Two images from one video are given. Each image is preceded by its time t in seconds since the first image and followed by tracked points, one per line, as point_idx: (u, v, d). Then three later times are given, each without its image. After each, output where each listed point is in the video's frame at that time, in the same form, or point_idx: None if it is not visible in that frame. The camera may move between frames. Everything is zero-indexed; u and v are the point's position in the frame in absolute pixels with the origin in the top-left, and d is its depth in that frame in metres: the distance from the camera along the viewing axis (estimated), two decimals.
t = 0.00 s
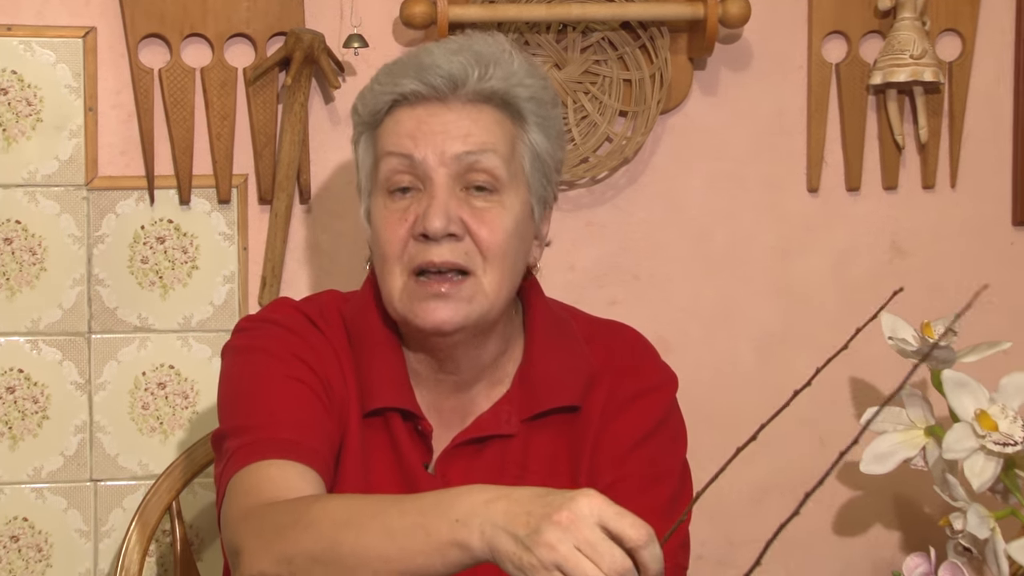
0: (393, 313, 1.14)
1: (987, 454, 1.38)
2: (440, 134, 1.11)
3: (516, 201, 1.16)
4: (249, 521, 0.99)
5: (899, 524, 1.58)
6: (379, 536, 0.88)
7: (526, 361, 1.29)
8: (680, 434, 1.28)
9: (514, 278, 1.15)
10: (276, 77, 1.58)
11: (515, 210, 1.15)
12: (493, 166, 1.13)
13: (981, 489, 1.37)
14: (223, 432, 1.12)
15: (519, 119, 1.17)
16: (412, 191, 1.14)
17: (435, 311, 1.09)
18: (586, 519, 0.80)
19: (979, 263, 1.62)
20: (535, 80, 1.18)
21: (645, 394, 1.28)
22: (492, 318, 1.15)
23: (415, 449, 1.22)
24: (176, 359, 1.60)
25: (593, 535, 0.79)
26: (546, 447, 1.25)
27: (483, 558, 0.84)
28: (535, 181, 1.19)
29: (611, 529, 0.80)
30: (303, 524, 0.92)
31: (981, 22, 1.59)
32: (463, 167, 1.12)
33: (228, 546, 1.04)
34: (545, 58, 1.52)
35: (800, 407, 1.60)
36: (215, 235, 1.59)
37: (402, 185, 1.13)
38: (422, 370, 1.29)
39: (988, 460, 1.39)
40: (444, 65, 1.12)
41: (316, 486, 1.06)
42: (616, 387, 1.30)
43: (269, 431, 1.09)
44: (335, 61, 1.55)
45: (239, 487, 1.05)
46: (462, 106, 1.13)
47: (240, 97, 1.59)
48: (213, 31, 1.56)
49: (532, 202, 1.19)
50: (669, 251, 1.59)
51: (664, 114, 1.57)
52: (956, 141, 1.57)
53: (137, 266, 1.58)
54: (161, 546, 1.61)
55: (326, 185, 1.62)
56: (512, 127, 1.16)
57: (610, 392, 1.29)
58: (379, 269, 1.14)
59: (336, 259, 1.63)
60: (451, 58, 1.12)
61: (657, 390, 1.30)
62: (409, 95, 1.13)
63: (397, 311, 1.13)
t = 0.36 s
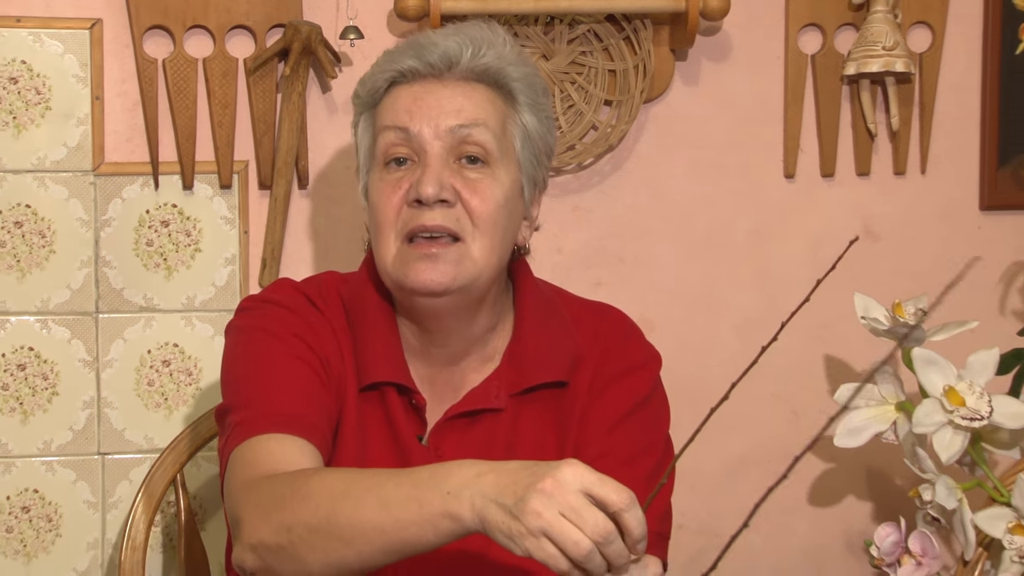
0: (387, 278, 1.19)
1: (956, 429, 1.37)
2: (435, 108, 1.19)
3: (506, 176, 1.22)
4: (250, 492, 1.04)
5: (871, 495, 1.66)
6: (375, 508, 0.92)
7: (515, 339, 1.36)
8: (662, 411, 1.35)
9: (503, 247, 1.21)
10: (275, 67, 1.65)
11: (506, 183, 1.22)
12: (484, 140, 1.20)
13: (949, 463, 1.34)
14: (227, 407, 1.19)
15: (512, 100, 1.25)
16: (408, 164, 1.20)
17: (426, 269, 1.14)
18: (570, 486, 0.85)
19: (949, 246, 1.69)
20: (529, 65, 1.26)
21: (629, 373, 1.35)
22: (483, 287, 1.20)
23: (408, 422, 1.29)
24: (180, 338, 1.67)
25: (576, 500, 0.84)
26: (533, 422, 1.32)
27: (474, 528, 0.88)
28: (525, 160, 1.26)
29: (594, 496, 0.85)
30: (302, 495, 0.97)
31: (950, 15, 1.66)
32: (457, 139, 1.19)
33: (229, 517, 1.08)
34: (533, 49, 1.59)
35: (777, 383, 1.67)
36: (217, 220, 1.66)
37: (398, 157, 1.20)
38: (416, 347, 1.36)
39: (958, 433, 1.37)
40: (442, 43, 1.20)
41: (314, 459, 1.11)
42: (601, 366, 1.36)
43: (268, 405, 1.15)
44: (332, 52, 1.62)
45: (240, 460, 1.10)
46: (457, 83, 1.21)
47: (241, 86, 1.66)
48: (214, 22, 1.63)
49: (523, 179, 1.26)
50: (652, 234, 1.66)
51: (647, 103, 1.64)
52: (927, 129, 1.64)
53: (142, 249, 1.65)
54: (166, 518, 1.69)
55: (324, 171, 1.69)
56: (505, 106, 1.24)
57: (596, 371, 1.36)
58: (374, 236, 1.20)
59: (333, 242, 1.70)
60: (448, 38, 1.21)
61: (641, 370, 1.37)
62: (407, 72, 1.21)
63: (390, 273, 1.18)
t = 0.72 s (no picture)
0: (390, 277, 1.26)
1: (925, 411, 1.55)
2: (434, 113, 1.25)
3: (500, 175, 1.29)
4: (248, 470, 1.09)
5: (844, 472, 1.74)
6: (364, 484, 0.98)
7: (504, 325, 1.43)
8: (645, 394, 1.43)
9: (498, 245, 1.29)
10: (276, 64, 1.72)
11: (501, 183, 1.29)
12: (480, 143, 1.26)
13: (919, 441, 1.53)
14: (229, 390, 1.24)
15: (505, 101, 1.31)
16: (408, 167, 1.26)
17: (429, 270, 1.22)
18: (547, 470, 0.89)
19: (920, 235, 1.77)
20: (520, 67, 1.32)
21: (613, 356, 1.43)
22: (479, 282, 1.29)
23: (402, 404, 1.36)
24: (185, 323, 1.74)
25: (554, 484, 0.89)
26: (522, 404, 1.40)
27: (456, 506, 0.93)
28: (517, 157, 1.33)
29: (571, 480, 0.89)
30: (297, 472, 1.02)
31: (921, 14, 1.74)
32: (455, 143, 1.25)
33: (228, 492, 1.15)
34: (523, 47, 1.66)
35: (755, 367, 1.75)
36: (220, 210, 1.74)
37: (398, 159, 1.26)
38: (410, 335, 1.42)
39: (927, 415, 1.56)
40: (440, 48, 1.25)
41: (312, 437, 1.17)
42: (587, 350, 1.44)
43: (268, 385, 1.21)
44: (330, 49, 1.69)
45: (238, 438, 1.15)
46: (454, 87, 1.26)
47: (243, 82, 1.73)
48: (217, 21, 1.70)
49: (513, 177, 1.33)
50: (636, 224, 1.74)
51: (632, 99, 1.72)
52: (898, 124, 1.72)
53: (148, 238, 1.72)
54: (171, 495, 1.77)
55: (322, 164, 1.76)
56: (498, 108, 1.30)
57: (582, 354, 1.43)
58: (376, 236, 1.27)
59: (331, 232, 1.77)
60: (445, 43, 1.26)
61: (624, 352, 1.44)
62: (405, 75, 1.26)
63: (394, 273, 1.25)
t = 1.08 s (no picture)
0: (405, 294, 1.33)
1: (909, 394, 1.59)
2: (445, 145, 1.25)
3: (507, 189, 1.32)
4: (250, 446, 1.12)
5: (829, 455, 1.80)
6: (360, 460, 1.00)
7: (500, 311, 1.47)
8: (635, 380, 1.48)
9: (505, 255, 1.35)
10: (278, 57, 1.77)
11: (507, 198, 1.32)
12: (490, 167, 1.28)
13: (903, 425, 1.57)
14: (232, 370, 1.27)
15: (509, 113, 1.31)
16: (419, 192, 1.28)
17: (448, 299, 1.30)
18: (544, 461, 0.89)
19: (903, 225, 1.83)
20: (520, 76, 1.31)
21: (606, 343, 1.48)
22: (489, 292, 1.36)
23: (400, 387, 1.40)
24: (189, 310, 1.79)
25: (549, 477, 0.89)
26: (517, 389, 1.45)
27: (446, 483, 0.95)
28: (518, 162, 1.36)
29: (565, 471, 0.89)
30: (296, 448, 1.05)
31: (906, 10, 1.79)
32: (466, 171, 1.27)
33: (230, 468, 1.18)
34: (518, 42, 1.70)
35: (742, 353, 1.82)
36: (224, 200, 1.78)
37: (410, 187, 1.27)
38: (409, 324, 1.46)
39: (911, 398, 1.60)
40: (447, 79, 1.23)
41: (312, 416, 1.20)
42: (580, 335, 1.48)
43: (269, 366, 1.24)
44: (330, 44, 1.74)
45: (241, 417, 1.19)
46: (462, 113, 1.26)
47: (246, 76, 1.78)
48: (221, 17, 1.75)
49: (515, 182, 1.36)
50: (628, 214, 1.79)
51: (624, 92, 1.77)
52: (883, 116, 1.78)
53: (153, 227, 1.77)
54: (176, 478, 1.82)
55: (322, 156, 1.81)
56: (502, 124, 1.30)
57: (575, 339, 1.48)
58: (392, 259, 1.32)
59: (332, 221, 1.82)
60: (452, 71, 1.24)
61: (616, 339, 1.49)
62: (413, 104, 1.25)
63: (411, 296, 1.32)
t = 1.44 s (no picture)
0: (402, 283, 1.38)
1: (895, 378, 1.62)
2: (438, 140, 1.29)
3: (500, 180, 1.36)
4: (256, 422, 1.17)
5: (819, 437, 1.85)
6: (363, 435, 1.04)
7: (498, 297, 1.51)
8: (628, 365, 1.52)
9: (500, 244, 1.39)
10: (280, 49, 1.80)
11: (501, 189, 1.37)
12: (483, 160, 1.32)
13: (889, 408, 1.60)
14: (237, 351, 1.31)
15: (501, 106, 1.35)
16: (414, 185, 1.32)
17: (444, 288, 1.34)
18: (543, 447, 0.92)
19: (890, 213, 1.88)
20: (512, 70, 1.35)
21: (600, 329, 1.52)
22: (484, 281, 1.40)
23: (399, 370, 1.44)
24: (194, 296, 1.84)
25: (547, 465, 0.91)
26: (514, 373, 1.48)
27: (446, 460, 0.98)
28: (511, 153, 1.40)
29: (563, 460, 0.91)
30: (302, 424, 1.09)
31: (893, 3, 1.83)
32: (459, 164, 1.31)
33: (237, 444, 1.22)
34: (514, 34, 1.74)
35: (732, 338, 1.87)
36: (227, 188, 1.83)
37: (405, 180, 1.32)
38: (409, 309, 1.50)
39: (897, 382, 1.63)
40: (439, 75, 1.27)
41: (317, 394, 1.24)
42: (575, 321, 1.52)
43: (274, 347, 1.28)
44: (331, 36, 1.78)
45: (247, 395, 1.23)
46: (455, 109, 1.30)
47: (248, 67, 1.82)
48: (224, 9, 1.79)
49: (509, 172, 1.40)
50: (622, 203, 1.83)
51: (618, 83, 1.81)
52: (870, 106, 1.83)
53: (158, 215, 1.81)
54: (181, 460, 1.86)
55: (324, 145, 1.85)
56: (495, 117, 1.34)
57: (570, 325, 1.52)
58: (388, 250, 1.36)
59: (333, 210, 1.87)
60: (444, 68, 1.28)
61: (610, 325, 1.53)
62: (406, 100, 1.29)
63: (408, 285, 1.37)
